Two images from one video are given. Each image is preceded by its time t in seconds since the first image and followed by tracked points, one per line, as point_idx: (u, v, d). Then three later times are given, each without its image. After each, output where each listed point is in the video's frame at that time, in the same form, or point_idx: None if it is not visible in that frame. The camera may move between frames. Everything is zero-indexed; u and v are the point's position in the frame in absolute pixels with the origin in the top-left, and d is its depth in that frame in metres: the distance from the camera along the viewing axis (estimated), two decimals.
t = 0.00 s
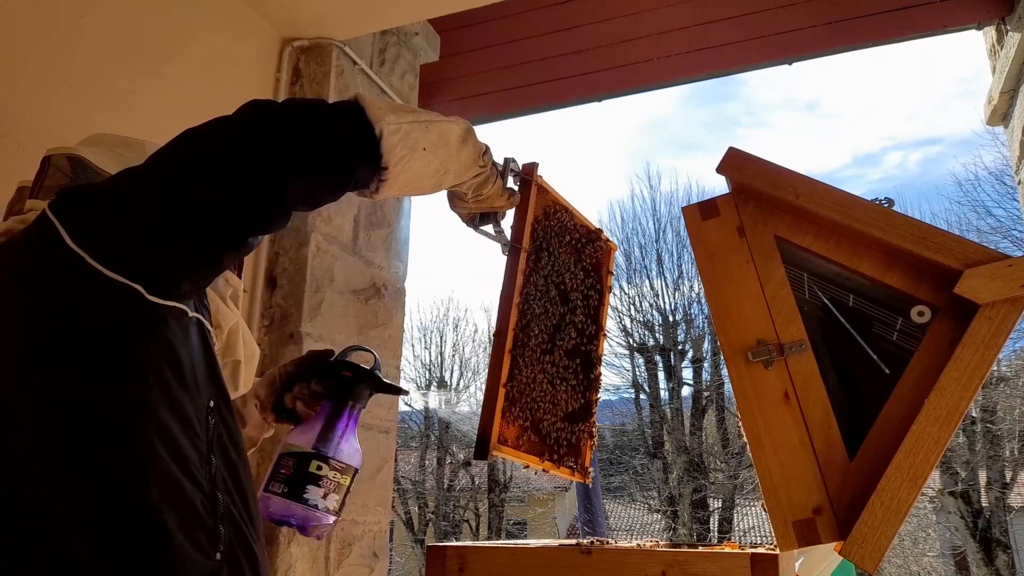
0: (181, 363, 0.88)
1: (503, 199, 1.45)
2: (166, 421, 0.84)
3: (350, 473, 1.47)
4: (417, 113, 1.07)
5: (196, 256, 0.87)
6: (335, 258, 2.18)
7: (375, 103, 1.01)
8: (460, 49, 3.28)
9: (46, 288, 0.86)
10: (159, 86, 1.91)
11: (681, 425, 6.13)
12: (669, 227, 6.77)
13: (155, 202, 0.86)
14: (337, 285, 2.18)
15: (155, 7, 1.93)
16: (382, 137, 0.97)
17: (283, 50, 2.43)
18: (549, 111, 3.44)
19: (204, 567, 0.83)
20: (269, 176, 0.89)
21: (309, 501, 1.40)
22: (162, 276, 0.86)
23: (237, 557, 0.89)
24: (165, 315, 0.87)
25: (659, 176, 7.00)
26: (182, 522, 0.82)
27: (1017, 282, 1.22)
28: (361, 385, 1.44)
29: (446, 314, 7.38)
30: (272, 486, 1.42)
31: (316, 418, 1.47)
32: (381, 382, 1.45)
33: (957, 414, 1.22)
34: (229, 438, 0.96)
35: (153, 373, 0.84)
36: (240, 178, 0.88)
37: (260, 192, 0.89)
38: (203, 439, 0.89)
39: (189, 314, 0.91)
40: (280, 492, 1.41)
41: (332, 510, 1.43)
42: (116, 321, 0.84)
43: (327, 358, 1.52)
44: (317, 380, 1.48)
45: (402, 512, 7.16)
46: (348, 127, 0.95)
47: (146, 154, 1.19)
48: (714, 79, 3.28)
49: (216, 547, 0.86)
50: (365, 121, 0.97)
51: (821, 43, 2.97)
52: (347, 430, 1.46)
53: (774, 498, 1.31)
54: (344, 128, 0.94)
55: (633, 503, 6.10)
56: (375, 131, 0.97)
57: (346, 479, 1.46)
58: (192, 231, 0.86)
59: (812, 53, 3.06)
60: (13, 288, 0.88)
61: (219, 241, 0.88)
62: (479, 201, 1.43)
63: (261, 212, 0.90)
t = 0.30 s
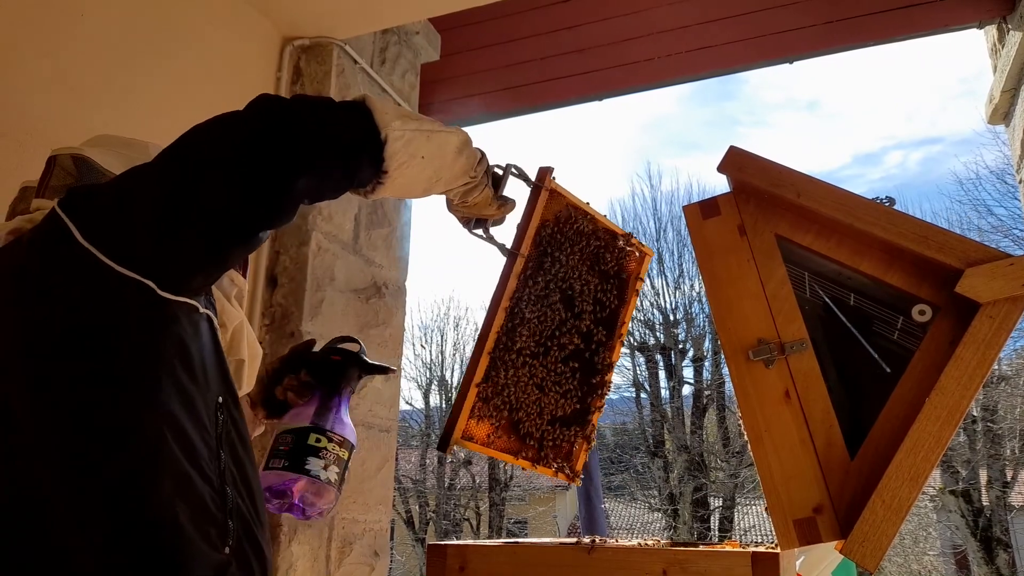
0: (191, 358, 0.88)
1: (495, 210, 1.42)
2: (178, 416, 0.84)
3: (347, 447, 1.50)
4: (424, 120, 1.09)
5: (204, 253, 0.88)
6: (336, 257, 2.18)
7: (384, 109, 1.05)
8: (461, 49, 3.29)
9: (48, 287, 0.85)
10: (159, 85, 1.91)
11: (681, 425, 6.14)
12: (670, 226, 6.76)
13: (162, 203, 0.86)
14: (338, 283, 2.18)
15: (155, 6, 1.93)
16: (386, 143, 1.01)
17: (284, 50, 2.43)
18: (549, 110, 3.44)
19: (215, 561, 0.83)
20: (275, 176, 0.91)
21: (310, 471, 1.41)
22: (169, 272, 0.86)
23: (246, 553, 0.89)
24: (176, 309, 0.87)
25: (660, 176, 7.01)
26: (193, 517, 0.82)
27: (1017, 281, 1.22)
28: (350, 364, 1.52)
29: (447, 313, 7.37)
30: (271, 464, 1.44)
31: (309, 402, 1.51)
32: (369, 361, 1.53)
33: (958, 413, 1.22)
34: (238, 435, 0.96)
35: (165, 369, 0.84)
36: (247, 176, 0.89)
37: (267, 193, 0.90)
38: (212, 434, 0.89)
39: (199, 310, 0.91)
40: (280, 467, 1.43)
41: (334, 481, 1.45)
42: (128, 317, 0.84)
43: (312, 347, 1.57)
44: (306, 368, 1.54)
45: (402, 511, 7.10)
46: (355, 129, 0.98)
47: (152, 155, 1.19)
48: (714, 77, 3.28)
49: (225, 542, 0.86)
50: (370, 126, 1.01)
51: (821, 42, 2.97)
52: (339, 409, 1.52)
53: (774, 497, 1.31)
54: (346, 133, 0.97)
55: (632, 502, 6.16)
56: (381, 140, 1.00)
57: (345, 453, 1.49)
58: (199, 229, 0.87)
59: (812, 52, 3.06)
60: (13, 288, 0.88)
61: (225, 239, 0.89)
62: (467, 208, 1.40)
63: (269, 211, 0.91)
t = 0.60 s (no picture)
0: (210, 353, 0.89)
1: (463, 228, 1.42)
2: (198, 409, 0.85)
3: (331, 475, 1.60)
4: (429, 141, 1.17)
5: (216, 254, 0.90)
6: (336, 257, 2.18)
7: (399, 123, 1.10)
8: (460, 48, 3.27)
9: (53, 282, 0.86)
10: (159, 84, 1.91)
11: (681, 425, 6.14)
12: (670, 226, 6.74)
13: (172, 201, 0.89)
14: (338, 283, 2.18)
15: (155, 6, 1.93)
16: (396, 159, 1.07)
17: (284, 49, 2.43)
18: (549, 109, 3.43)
19: (233, 555, 0.83)
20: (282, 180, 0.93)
21: (303, 502, 1.50)
22: (182, 269, 0.88)
23: (261, 550, 0.90)
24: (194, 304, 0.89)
25: (659, 176, 7.01)
26: (214, 508, 0.83)
27: (1017, 281, 1.22)
28: (334, 393, 1.63)
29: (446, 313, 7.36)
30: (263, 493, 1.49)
31: (292, 429, 1.60)
32: (352, 391, 1.66)
33: (958, 413, 1.22)
34: (250, 431, 0.96)
35: (187, 362, 0.85)
36: (257, 179, 0.92)
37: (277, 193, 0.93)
38: (228, 429, 0.90)
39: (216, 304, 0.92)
40: (275, 496, 1.49)
41: (320, 510, 1.55)
42: (141, 313, 0.84)
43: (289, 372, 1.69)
44: (290, 393, 1.64)
45: (402, 511, 7.09)
46: (366, 141, 1.03)
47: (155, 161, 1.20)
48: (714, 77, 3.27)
49: (242, 535, 0.86)
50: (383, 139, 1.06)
51: (821, 41, 2.96)
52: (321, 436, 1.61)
53: (774, 497, 1.31)
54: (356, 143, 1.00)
55: (633, 502, 6.13)
56: (392, 155, 1.07)
57: (329, 480, 1.59)
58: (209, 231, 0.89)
59: (813, 52, 3.06)
60: (15, 287, 0.88)
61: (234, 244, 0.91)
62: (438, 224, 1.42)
63: (277, 216, 0.94)
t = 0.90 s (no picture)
0: (222, 358, 0.89)
1: (453, 256, 1.44)
2: (210, 413, 0.85)
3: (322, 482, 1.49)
4: (445, 179, 1.21)
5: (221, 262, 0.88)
6: (336, 256, 2.18)
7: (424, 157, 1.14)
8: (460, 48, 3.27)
9: (65, 282, 0.86)
10: (160, 84, 1.91)
11: (681, 425, 6.13)
12: (669, 226, 6.72)
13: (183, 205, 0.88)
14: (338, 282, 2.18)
15: (154, 6, 1.93)
16: (412, 195, 1.11)
17: (284, 49, 2.43)
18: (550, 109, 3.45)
19: (241, 560, 0.84)
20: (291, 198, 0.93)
21: (293, 509, 1.39)
22: (191, 274, 0.86)
23: (267, 554, 0.90)
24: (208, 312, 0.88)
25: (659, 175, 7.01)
26: (225, 512, 0.84)
27: (1017, 281, 1.22)
28: (328, 402, 1.53)
29: (447, 313, 7.36)
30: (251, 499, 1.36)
31: (280, 435, 1.47)
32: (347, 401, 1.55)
33: (957, 413, 1.22)
34: (258, 436, 0.97)
35: (201, 367, 0.85)
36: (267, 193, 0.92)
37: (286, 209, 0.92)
38: (237, 433, 0.90)
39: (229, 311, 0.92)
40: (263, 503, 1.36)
41: (309, 518, 1.42)
42: (142, 313, 0.84)
43: (281, 375, 1.60)
44: (282, 397, 1.53)
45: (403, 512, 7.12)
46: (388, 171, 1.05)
47: (161, 160, 1.20)
48: (714, 77, 3.28)
49: (250, 539, 0.87)
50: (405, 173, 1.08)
51: (821, 41, 2.97)
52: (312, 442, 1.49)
53: (773, 496, 1.31)
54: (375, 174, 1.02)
55: (633, 502, 6.20)
56: (409, 189, 1.10)
57: (320, 488, 1.47)
58: (216, 237, 0.88)
59: (812, 52, 3.06)
60: (16, 286, 0.88)
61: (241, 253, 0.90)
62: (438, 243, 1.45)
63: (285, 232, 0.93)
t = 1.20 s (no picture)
0: (212, 385, 0.90)
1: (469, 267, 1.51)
2: (197, 440, 0.86)
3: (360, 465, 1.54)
4: (445, 232, 1.17)
5: (200, 290, 0.90)
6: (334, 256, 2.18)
7: (429, 214, 1.09)
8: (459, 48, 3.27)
9: (70, 285, 0.89)
10: (159, 85, 1.92)
11: (680, 424, 6.13)
12: (669, 224, 6.74)
13: (177, 221, 0.90)
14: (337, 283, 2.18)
15: (153, 6, 1.93)
16: (399, 255, 1.06)
17: (282, 48, 2.43)
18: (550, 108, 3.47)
19: None
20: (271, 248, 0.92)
21: (334, 493, 1.46)
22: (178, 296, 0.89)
23: None
24: (198, 340, 0.90)
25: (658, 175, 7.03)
26: (212, 539, 0.84)
27: (1015, 280, 1.23)
28: (351, 388, 1.52)
29: (446, 313, 7.36)
30: (295, 486, 1.46)
31: (311, 425, 1.52)
32: (370, 385, 1.54)
33: (956, 412, 1.22)
34: (254, 457, 0.97)
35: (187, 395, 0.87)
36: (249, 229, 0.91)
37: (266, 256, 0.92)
38: (229, 458, 0.91)
39: (222, 334, 0.94)
40: (305, 490, 1.45)
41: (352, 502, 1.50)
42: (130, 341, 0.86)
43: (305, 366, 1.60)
44: (309, 389, 1.55)
45: (402, 511, 7.08)
46: (384, 235, 1.02)
47: (166, 160, 1.21)
48: (714, 76, 3.27)
49: (242, 563, 0.87)
50: (405, 232, 1.05)
51: (820, 40, 2.98)
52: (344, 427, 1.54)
53: (772, 495, 1.31)
54: (367, 237, 0.99)
55: (632, 501, 6.18)
56: (398, 252, 1.06)
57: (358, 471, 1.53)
58: (212, 258, 0.90)
59: (812, 50, 3.05)
60: (26, 279, 0.91)
61: (222, 284, 0.91)
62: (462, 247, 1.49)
63: (257, 277, 0.92)
